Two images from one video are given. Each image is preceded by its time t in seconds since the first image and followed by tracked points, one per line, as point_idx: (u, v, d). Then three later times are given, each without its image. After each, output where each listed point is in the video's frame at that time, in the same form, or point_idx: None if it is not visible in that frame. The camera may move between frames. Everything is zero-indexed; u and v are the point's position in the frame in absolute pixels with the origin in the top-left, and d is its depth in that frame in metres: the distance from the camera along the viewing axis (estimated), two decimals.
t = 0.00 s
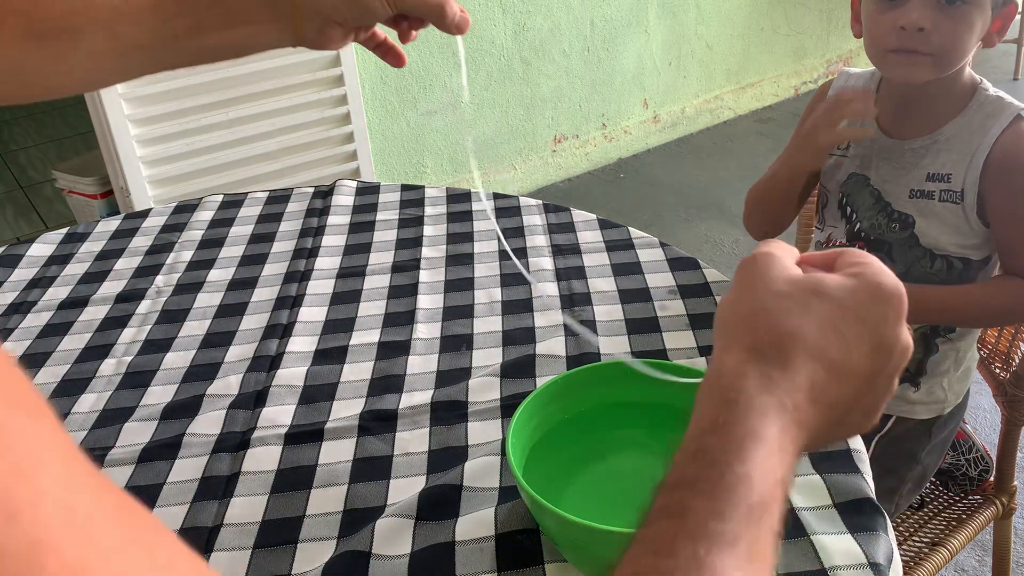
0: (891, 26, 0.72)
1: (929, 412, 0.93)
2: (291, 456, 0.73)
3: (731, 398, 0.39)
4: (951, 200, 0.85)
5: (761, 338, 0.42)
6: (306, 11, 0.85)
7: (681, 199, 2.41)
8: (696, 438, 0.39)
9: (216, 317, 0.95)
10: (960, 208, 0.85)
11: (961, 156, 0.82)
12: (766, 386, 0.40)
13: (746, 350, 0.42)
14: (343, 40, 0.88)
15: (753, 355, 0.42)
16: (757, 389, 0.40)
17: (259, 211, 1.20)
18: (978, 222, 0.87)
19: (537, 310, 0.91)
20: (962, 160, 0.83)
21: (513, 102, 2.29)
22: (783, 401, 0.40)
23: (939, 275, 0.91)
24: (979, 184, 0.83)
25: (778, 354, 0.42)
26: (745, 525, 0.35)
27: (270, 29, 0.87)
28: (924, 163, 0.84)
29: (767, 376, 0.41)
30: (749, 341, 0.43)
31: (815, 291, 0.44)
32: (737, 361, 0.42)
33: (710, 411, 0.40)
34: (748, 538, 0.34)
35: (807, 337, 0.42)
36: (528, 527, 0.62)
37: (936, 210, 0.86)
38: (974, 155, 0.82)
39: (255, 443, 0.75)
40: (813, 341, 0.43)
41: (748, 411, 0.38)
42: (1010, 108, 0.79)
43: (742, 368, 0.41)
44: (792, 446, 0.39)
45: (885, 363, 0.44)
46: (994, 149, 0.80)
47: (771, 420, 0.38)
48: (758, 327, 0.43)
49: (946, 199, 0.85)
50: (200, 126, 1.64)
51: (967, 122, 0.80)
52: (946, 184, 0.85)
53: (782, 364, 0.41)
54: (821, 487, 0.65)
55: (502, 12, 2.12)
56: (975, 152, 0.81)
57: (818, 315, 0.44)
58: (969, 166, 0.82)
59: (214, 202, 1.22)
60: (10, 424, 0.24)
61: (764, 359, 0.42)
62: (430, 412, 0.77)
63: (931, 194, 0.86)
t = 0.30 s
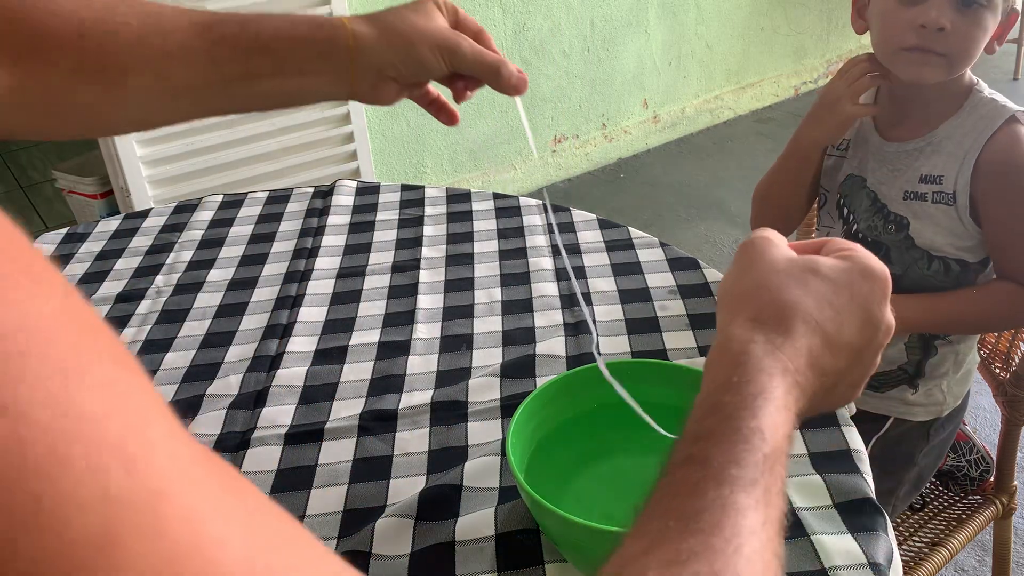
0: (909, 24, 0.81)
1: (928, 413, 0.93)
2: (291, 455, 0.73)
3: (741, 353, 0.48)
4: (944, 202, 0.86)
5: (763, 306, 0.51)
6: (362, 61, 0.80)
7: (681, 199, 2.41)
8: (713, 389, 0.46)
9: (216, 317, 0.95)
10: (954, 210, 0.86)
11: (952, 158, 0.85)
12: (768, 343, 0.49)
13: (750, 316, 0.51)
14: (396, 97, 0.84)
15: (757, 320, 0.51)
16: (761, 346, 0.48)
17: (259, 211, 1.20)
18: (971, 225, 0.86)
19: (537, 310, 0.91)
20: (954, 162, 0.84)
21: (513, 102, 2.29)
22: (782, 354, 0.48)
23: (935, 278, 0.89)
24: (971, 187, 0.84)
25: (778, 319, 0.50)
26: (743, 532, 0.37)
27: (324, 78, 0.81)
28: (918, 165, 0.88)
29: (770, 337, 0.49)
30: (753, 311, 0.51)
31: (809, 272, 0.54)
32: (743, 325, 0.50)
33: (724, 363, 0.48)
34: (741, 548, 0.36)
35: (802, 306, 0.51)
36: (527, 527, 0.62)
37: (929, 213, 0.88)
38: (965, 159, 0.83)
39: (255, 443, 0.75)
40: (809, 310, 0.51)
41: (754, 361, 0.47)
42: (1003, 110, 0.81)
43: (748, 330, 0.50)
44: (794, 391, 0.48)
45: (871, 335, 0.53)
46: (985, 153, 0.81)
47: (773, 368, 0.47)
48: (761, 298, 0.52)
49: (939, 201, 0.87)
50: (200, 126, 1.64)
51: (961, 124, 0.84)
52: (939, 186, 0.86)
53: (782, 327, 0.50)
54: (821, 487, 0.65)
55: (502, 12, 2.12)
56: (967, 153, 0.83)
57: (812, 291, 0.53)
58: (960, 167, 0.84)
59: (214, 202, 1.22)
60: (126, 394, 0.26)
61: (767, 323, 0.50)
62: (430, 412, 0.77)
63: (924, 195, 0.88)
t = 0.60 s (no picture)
0: (920, 29, 0.81)
1: (929, 416, 0.93)
2: (291, 455, 0.73)
3: (738, 376, 0.47)
4: (947, 204, 0.86)
5: (759, 333, 0.51)
6: (427, 121, 0.81)
7: (681, 199, 2.40)
8: (711, 404, 0.46)
9: (217, 317, 0.95)
10: (957, 211, 0.86)
11: (956, 160, 0.85)
12: (763, 368, 0.49)
13: (745, 342, 0.51)
14: (455, 156, 0.85)
15: (752, 345, 0.51)
16: (756, 371, 0.48)
17: (259, 211, 1.20)
18: (975, 227, 0.86)
19: (537, 310, 0.91)
20: (959, 164, 0.84)
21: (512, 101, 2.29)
22: (777, 380, 0.48)
23: (938, 280, 0.89)
24: (975, 189, 0.83)
25: (772, 347, 0.50)
26: (746, 539, 0.37)
27: (391, 135, 0.82)
28: (922, 166, 0.88)
29: (765, 363, 0.49)
30: (748, 336, 0.51)
31: (805, 304, 0.54)
32: (739, 349, 0.50)
33: (721, 385, 0.48)
34: (744, 555, 0.36)
35: (798, 336, 0.51)
36: (528, 527, 0.62)
37: (931, 214, 0.88)
38: (970, 160, 0.83)
39: (255, 443, 0.75)
40: (804, 341, 0.52)
41: (751, 385, 0.47)
42: (1009, 113, 0.80)
43: (745, 353, 0.50)
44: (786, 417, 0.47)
45: (863, 369, 0.54)
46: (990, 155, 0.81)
47: (770, 394, 0.47)
48: (756, 324, 0.52)
49: (942, 202, 0.86)
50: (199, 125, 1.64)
51: (966, 126, 0.84)
52: (943, 188, 0.86)
53: (776, 355, 0.50)
54: (821, 487, 0.65)
55: (502, 12, 2.12)
56: (971, 155, 0.83)
57: (807, 323, 0.53)
58: (964, 169, 0.84)
59: (214, 202, 1.22)
60: (175, 402, 0.26)
61: (762, 349, 0.50)
62: (430, 412, 0.77)
63: (927, 197, 0.87)
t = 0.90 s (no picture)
0: (918, 35, 0.81)
1: (929, 416, 0.93)
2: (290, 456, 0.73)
3: (752, 390, 0.48)
4: (946, 204, 0.86)
5: (773, 353, 0.52)
6: (458, 167, 0.82)
7: (681, 199, 2.40)
8: (727, 416, 0.47)
9: (216, 317, 0.95)
10: (956, 211, 0.86)
11: (955, 161, 0.85)
12: (777, 385, 0.49)
13: (759, 360, 0.51)
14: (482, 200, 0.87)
15: (766, 363, 0.51)
16: (770, 387, 0.48)
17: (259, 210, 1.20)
18: (973, 227, 0.86)
19: (537, 310, 0.91)
20: (958, 164, 0.84)
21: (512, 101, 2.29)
22: (791, 396, 0.48)
23: (937, 280, 0.89)
24: (973, 189, 0.84)
25: (786, 366, 0.51)
26: (759, 539, 0.37)
27: (423, 178, 0.83)
28: (921, 166, 0.88)
29: (780, 381, 0.49)
30: (763, 356, 0.52)
31: (819, 327, 0.55)
32: (753, 367, 0.51)
33: (735, 399, 0.48)
34: (757, 556, 0.36)
35: (811, 356, 0.52)
36: (528, 527, 0.62)
37: (930, 214, 0.88)
38: (969, 161, 0.83)
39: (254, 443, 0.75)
40: (818, 361, 0.52)
41: (765, 399, 0.47)
42: (1008, 115, 0.81)
43: (759, 370, 0.50)
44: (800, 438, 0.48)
45: (875, 394, 0.53)
46: (989, 155, 0.81)
47: (783, 409, 0.47)
48: (770, 344, 0.53)
49: (941, 202, 0.86)
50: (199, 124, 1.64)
51: (966, 126, 0.84)
52: (941, 188, 0.86)
53: (790, 374, 0.50)
54: (821, 487, 0.65)
55: (502, 12, 2.12)
56: (971, 155, 0.83)
57: (822, 345, 0.53)
58: (964, 169, 0.84)
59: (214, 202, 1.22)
60: (214, 397, 0.26)
61: (776, 368, 0.51)
62: (430, 411, 0.77)
63: (927, 197, 0.87)
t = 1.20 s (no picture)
0: (911, 35, 0.81)
1: (928, 415, 0.93)
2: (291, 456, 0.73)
3: (744, 403, 0.48)
4: (944, 204, 0.86)
5: (761, 369, 0.52)
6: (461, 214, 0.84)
7: (681, 199, 2.40)
8: (719, 427, 0.47)
9: (217, 317, 0.95)
10: (954, 212, 0.86)
11: (954, 161, 0.84)
12: (768, 398, 0.49)
13: (748, 376, 0.52)
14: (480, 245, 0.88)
15: (755, 379, 0.51)
16: (760, 401, 0.48)
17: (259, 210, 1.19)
18: (971, 227, 0.86)
19: (537, 310, 0.91)
20: (957, 164, 0.84)
21: (512, 100, 2.29)
22: (780, 410, 0.48)
23: (935, 280, 0.89)
24: (972, 190, 0.84)
25: (774, 381, 0.51)
26: (752, 536, 0.37)
27: (424, 222, 0.84)
28: (919, 167, 0.88)
29: (770, 396, 0.49)
30: (752, 372, 0.52)
31: (804, 346, 0.55)
32: (742, 382, 0.51)
33: (727, 412, 0.48)
34: (752, 552, 0.36)
35: (799, 373, 0.52)
36: (528, 526, 0.62)
37: (929, 215, 0.87)
38: (967, 162, 0.83)
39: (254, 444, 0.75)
40: (806, 378, 0.52)
41: (756, 412, 0.47)
42: (1007, 115, 0.80)
43: (749, 384, 0.50)
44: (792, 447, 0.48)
45: (859, 414, 0.54)
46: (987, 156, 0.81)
47: (774, 422, 0.47)
48: (758, 361, 0.53)
49: (939, 203, 0.86)
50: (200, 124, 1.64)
51: (965, 127, 0.84)
52: (940, 188, 0.86)
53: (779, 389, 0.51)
54: (821, 486, 0.65)
55: (502, 12, 2.12)
56: (970, 156, 0.83)
57: (808, 363, 0.54)
58: (962, 170, 0.84)
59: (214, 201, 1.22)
60: (236, 390, 0.26)
61: (765, 382, 0.51)
62: (430, 411, 0.77)
63: (925, 198, 0.87)
